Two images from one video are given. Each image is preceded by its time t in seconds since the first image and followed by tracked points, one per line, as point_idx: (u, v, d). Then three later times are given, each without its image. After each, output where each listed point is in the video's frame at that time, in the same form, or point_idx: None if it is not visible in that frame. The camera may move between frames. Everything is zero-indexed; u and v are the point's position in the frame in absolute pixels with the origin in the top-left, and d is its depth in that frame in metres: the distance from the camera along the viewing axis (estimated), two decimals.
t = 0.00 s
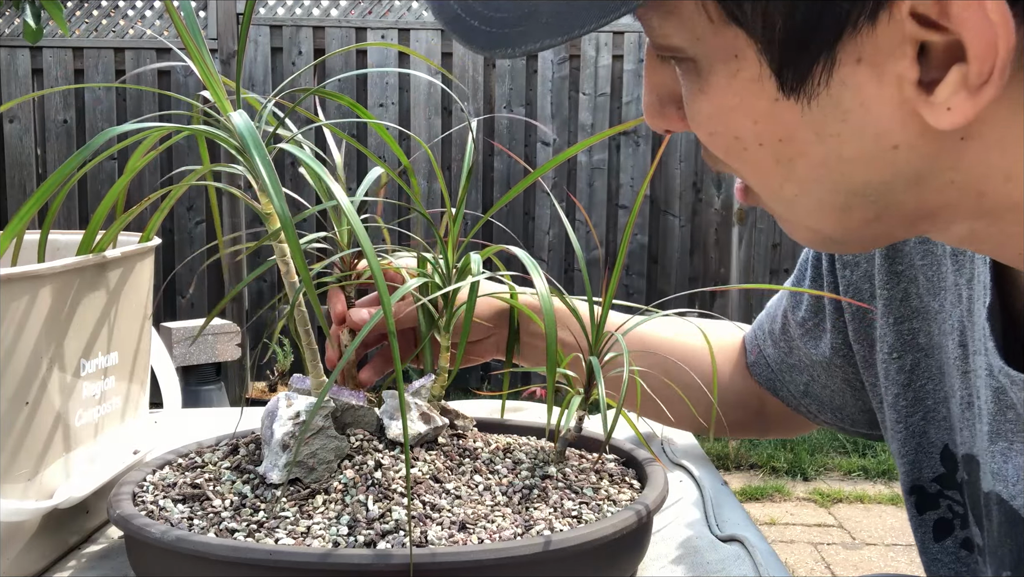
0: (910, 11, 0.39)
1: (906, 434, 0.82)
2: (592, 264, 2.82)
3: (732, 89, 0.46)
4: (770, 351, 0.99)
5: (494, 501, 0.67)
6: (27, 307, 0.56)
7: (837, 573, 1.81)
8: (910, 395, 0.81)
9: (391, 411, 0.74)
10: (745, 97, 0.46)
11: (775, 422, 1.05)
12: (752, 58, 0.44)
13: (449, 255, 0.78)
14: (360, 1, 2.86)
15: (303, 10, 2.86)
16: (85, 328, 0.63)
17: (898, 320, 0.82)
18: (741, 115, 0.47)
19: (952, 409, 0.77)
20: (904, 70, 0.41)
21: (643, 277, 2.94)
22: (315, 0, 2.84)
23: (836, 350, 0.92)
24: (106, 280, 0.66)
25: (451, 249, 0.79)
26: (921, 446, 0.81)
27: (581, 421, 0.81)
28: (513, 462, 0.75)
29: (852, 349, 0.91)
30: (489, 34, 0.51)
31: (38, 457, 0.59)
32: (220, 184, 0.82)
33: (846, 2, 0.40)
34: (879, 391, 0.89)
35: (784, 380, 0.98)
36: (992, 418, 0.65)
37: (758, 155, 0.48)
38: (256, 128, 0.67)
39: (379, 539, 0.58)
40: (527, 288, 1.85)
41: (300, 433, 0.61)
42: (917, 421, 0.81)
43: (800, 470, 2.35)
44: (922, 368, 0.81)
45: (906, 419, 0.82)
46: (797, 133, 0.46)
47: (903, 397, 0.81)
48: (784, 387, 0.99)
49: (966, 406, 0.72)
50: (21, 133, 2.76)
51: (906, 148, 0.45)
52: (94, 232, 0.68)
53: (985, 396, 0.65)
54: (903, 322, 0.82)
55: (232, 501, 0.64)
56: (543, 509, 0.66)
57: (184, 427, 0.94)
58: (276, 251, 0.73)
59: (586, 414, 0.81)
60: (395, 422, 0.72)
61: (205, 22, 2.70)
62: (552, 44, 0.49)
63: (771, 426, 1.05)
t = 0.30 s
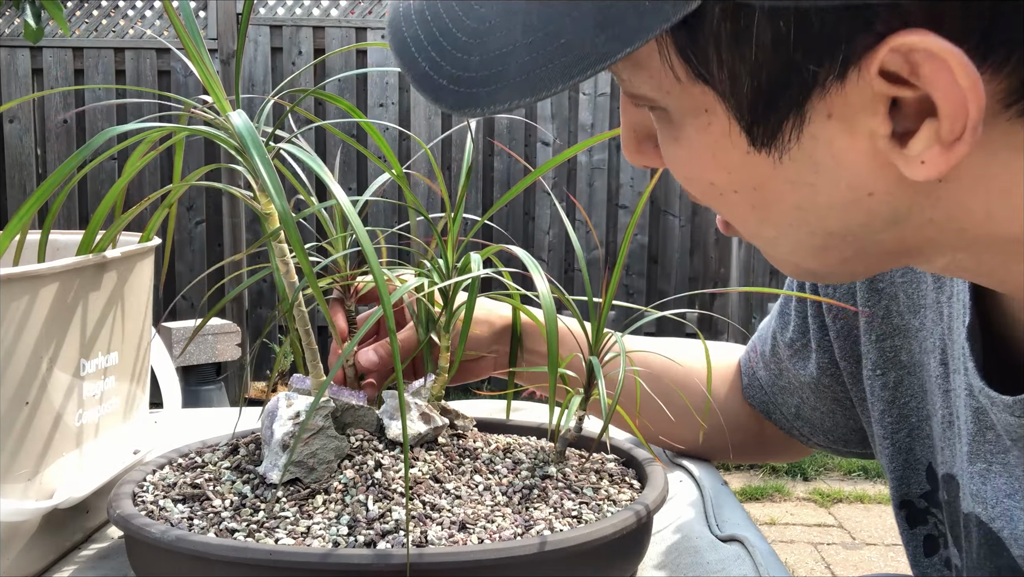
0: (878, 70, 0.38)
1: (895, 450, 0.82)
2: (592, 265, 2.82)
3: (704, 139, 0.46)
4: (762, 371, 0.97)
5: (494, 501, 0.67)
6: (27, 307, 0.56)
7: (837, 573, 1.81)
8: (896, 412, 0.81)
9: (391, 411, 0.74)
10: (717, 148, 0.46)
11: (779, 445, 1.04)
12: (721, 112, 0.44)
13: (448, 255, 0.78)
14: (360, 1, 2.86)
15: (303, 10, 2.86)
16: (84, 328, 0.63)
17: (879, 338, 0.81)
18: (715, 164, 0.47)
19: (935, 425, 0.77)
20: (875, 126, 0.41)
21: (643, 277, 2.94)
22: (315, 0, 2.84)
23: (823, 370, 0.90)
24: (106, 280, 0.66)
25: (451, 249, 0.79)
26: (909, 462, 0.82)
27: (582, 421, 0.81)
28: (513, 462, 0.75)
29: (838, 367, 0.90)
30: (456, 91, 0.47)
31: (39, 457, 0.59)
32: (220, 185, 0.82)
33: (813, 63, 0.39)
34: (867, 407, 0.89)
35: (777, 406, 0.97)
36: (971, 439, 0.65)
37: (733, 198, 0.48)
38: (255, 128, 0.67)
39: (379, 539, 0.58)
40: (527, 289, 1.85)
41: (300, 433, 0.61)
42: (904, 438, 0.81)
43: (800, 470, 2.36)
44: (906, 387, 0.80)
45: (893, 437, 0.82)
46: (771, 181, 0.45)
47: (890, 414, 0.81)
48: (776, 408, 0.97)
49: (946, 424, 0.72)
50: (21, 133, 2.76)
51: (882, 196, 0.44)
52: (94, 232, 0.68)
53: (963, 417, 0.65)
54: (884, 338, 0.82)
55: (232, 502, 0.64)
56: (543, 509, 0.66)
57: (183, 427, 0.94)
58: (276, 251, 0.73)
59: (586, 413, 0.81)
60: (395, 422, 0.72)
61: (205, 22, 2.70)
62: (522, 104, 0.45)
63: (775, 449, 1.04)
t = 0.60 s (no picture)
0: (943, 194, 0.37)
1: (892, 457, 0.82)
2: (592, 265, 2.82)
3: (736, 229, 0.45)
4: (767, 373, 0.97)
5: (494, 501, 0.67)
6: (28, 307, 0.56)
7: (837, 573, 1.81)
8: (892, 420, 0.81)
9: (391, 410, 0.74)
10: (751, 237, 0.45)
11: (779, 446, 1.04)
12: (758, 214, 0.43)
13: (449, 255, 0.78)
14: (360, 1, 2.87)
15: (303, 10, 2.86)
16: (84, 329, 0.63)
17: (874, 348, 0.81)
18: (747, 247, 0.46)
19: (930, 435, 0.77)
20: (927, 235, 0.40)
21: (643, 277, 2.95)
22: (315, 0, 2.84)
23: (816, 372, 0.89)
24: (106, 280, 0.66)
25: (451, 249, 0.79)
26: (905, 466, 0.82)
27: (582, 421, 0.81)
28: (513, 462, 0.75)
29: (831, 369, 0.88)
30: (459, 186, 0.45)
31: (39, 457, 0.59)
32: (220, 184, 0.82)
33: (868, 188, 0.38)
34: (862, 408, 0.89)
35: (778, 408, 0.97)
36: (977, 456, 0.64)
37: (766, 275, 0.48)
38: (256, 128, 0.67)
39: (379, 539, 0.58)
40: (528, 289, 1.85)
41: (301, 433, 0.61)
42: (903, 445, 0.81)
43: (800, 470, 2.36)
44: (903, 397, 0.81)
45: (890, 443, 0.82)
46: (809, 270, 0.45)
47: (888, 422, 0.81)
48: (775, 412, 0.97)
49: (945, 436, 0.72)
50: (21, 133, 2.76)
51: (924, 282, 0.44)
52: (94, 233, 0.68)
53: (969, 431, 0.65)
54: (878, 344, 0.81)
55: (232, 501, 0.64)
56: (543, 509, 0.66)
57: (184, 427, 0.94)
58: (276, 251, 0.73)
59: (586, 414, 0.81)
60: (395, 422, 0.72)
61: (205, 22, 2.70)
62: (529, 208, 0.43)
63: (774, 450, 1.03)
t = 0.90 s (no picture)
0: None
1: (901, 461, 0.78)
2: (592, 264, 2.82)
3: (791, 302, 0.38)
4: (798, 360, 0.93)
5: (494, 501, 0.67)
6: (28, 307, 0.56)
7: (837, 573, 1.81)
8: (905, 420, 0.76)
9: (391, 411, 0.74)
10: (804, 312, 0.38)
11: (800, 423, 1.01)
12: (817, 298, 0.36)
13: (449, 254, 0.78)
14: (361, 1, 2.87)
15: (303, 10, 2.86)
16: (84, 329, 0.63)
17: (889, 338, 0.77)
18: (799, 319, 0.40)
19: (959, 453, 0.72)
20: None
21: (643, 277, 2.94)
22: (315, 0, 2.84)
23: (819, 365, 0.89)
24: (106, 280, 0.66)
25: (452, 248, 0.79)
26: (922, 478, 0.77)
27: (582, 421, 0.81)
28: (513, 462, 0.75)
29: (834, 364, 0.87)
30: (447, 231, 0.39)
31: (39, 457, 0.59)
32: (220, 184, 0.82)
33: (960, 294, 0.32)
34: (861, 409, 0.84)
35: (803, 397, 0.95)
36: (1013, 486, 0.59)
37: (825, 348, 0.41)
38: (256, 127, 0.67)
39: (379, 539, 0.58)
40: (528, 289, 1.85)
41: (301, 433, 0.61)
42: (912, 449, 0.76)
43: (800, 470, 2.35)
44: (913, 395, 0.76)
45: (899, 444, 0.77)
46: (873, 360, 0.38)
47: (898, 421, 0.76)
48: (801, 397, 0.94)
49: (978, 463, 0.68)
50: (21, 133, 2.76)
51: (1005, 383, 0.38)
52: (94, 233, 0.68)
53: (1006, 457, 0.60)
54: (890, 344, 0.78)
55: (232, 501, 0.64)
56: (543, 509, 0.66)
57: (184, 426, 0.94)
58: (276, 251, 0.73)
59: (586, 413, 0.81)
60: (394, 422, 0.73)
61: (205, 22, 2.70)
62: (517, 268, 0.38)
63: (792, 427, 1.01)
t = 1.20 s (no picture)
0: None
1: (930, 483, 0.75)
2: (592, 264, 2.82)
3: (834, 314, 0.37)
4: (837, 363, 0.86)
5: (494, 501, 0.67)
6: (28, 308, 0.56)
7: (838, 573, 1.80)
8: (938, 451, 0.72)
9: (391, 411, 0.74)
10: (855, 330, 0.37)
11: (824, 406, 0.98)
12: (863, 307, 0.34)
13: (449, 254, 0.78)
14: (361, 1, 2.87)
15: (303, 10, 2.86)
16: (84, 328, 0.63)
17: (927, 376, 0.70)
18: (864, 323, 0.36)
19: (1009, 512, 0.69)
20: None
21: (642, 277, 2.94)
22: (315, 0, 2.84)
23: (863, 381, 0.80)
24: (106, 280, 0.66)
25: (451, 249, 0.79)
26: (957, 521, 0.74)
27: (581, 421, 0.81)
28: (513, 462, 0.75)
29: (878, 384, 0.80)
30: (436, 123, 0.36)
31: (39, 456, 0.59)
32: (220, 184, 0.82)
33: None
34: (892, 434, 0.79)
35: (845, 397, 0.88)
36: None
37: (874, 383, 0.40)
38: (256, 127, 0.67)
39: (379, 539, 0.58)
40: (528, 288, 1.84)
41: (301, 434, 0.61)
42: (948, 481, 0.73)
43: (800, 470, 2.35)
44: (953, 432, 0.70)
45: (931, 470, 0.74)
46: (920, 394, 0.37)
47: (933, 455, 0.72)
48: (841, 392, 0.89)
49: None
50: (21, 133, 2.76)
51: None
52: (94, 233, 0.68)
53: None
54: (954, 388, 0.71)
55: (232, 502, 0.64)
56: (543, 509, 0.66)
57: (184, 426, 0.94)
58: (276, 250, 0.73)
59: (586, 414, 0.81)
60: (394, 422, 0.73)
61: (205, 22, 2.70)
62: (498, 182, 0.34)
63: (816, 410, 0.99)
